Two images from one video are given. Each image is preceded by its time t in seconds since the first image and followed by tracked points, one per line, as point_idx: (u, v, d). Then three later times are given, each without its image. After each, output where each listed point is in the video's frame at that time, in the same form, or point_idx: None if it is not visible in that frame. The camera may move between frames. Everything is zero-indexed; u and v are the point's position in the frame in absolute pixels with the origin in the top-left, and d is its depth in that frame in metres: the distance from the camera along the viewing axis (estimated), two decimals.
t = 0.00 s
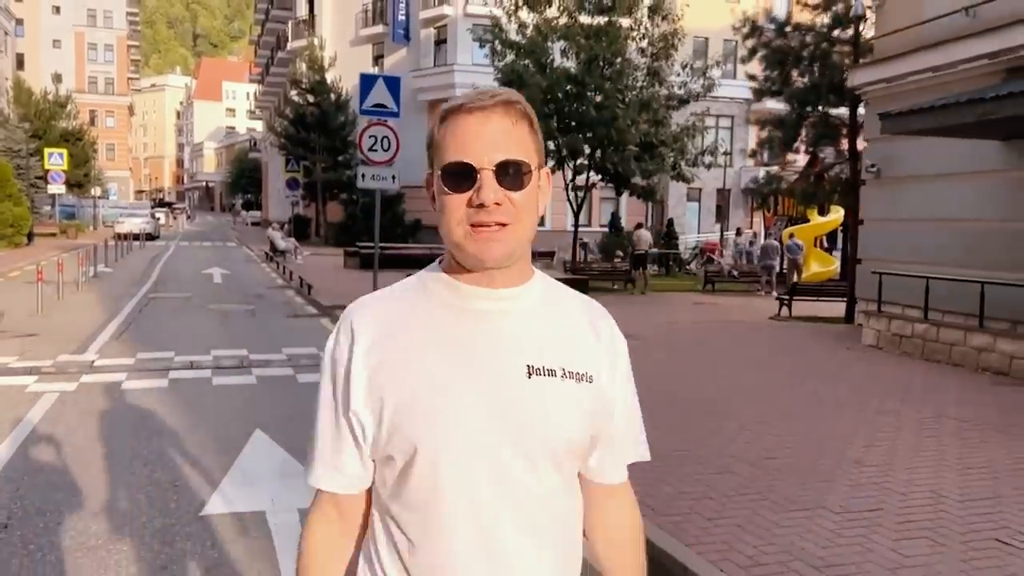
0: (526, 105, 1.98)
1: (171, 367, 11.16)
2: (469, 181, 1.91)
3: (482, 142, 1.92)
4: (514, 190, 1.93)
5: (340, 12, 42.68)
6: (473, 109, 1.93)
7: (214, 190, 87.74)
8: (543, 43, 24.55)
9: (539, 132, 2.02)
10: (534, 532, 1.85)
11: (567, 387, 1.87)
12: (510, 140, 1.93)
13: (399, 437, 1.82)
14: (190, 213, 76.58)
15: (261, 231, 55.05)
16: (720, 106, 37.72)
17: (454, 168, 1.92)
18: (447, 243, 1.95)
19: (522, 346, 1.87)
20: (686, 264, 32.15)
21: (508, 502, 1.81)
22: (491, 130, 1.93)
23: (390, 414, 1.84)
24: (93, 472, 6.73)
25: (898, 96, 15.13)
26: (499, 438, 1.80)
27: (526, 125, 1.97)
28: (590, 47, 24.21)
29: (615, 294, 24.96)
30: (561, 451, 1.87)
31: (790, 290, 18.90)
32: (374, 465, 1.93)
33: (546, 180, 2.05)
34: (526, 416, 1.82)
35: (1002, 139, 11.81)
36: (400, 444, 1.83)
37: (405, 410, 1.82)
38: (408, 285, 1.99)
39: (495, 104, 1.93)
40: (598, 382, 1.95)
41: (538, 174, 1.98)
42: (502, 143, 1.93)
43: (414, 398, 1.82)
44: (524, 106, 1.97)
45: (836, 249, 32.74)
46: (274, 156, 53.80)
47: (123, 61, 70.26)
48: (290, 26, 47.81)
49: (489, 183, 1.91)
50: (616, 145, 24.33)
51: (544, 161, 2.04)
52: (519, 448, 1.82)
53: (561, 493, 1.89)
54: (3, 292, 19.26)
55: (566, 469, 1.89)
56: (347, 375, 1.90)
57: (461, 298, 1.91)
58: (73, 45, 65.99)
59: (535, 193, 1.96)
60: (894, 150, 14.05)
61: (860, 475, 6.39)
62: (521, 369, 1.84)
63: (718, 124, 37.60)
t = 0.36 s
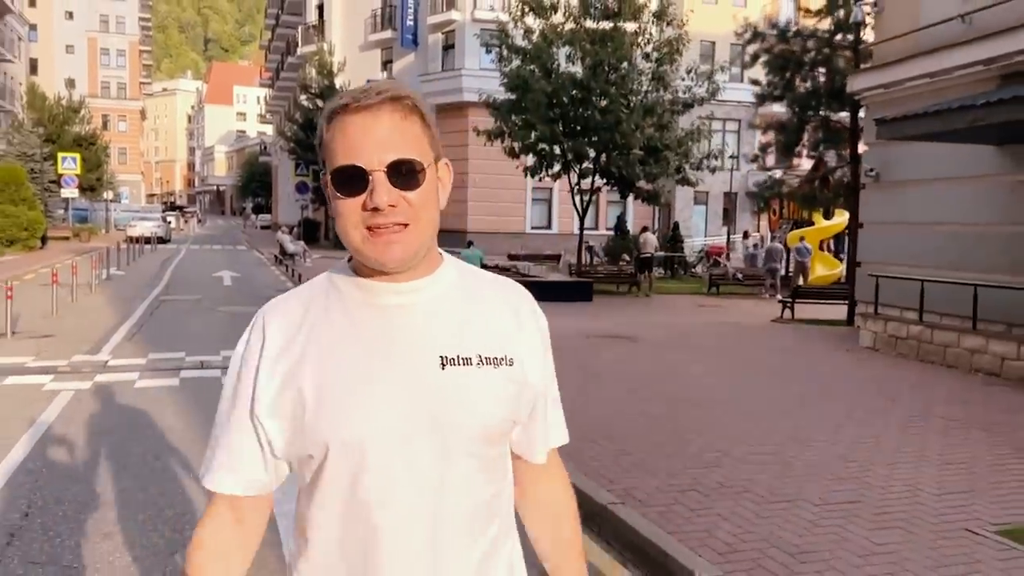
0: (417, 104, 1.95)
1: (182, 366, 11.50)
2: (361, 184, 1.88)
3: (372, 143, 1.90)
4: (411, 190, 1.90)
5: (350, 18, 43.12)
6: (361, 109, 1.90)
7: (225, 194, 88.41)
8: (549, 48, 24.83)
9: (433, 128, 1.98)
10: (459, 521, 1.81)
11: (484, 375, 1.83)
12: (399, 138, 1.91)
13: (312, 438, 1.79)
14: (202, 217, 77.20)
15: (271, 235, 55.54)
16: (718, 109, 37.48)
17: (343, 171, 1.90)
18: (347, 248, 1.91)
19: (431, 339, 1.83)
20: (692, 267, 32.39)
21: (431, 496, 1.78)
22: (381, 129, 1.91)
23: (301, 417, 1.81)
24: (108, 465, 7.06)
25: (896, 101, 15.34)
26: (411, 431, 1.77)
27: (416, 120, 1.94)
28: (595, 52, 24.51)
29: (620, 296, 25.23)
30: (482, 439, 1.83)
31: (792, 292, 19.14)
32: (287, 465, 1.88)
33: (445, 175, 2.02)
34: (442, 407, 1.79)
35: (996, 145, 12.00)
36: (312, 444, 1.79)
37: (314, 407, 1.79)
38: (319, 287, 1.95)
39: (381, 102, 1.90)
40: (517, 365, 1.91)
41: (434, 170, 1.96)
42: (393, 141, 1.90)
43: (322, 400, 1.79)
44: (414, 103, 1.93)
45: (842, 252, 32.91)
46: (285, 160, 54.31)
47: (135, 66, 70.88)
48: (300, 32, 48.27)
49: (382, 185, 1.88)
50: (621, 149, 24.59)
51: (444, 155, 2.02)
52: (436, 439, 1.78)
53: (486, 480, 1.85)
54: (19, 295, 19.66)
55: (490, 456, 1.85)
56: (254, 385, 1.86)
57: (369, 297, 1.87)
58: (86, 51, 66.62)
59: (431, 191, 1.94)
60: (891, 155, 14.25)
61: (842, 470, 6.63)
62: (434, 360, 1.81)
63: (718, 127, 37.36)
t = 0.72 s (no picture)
0: (436, 115, 1.96)
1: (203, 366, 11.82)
2: (378, 187, 1.89)
3: (392, 152, 1.91)
4: (425, 197, 1.91)
5: (368, 23, 43.55)
6: (382, 117, 1.93)
7: (246, 198, 89.23)
8: (565, 53, 25.02)
9: (450, 138, 1.99)
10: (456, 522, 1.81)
11: (482, 377, 1.81)
12: (419, 148, 1.92)
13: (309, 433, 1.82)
14: (222, 220, 78.00)
15: (291, 238, 56.10)
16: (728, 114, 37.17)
17: (362, 175, 1.91)
18: (361, 247, 1.92)
19: (437, 334, 1.82)
20: (708, 270, 32.47)
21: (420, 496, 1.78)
22: (401, 139, 1.92)
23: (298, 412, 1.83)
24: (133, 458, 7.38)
25: (908, 105, 15.42)
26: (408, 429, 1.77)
27: (436, 133, 1.95)
28: (611, 58, 24.71)
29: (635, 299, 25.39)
30: (479, 443, 1.81)
31: (806, 295, 19.24)
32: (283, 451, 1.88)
33: (459, 186, 2.03)
34: (440, 410, 1.78)
35: (1007, 149, 12.07)
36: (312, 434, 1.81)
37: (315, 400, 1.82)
38: (334, 286, 1.97)
39: (403, 112, 1.91)
40: (518, 366, 1.87)
41: (449, 180, 1.96)
42: (413, 153, 1.91)
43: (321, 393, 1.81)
44: (434, 114, 1.94)
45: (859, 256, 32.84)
46: (304, 164, 54.84)
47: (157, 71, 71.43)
48: (320, 37, 48.74)
49: (398, 190, 1.89)
50: (636, 153, 24.75)
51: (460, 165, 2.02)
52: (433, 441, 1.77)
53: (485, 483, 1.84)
54: (45, 297, 20.09)
55: (491, 461, 1.84)
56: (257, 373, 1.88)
57: (376, 298, 1.86)
58: (109, 57, 67.48)
59: (444, 201, 1.94)
60: (904, 158, 14.31)
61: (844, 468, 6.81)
62: (431, 360, 1.79)
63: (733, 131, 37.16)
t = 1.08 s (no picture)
0: (526, 119, 1.92)
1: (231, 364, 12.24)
2: (462, 186, 1.86)
3: (478, 151, 1.86)
4: (505, 200, 1.87)
5: (394, 31, 44.11)
6: (473, 116, 1.87)
7: (273, 203, 90.33)
8: (586, 60, 25.28)
9: (535, 142, 1.95)
10: (502, 512, 1.82)
11: (543, 368, 1.83)
12: (506, 154, 1.88)
13: (364, 405, 1.81)
14: (249, 225, 79.06)
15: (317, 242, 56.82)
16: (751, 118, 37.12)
17: (448, 173, 1.86)
18: (435, 243, 1.89)
19: (505, 327, 1.85)
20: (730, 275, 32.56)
21: (468, 483, 1.79)
22: (488, 142, 1.87)
23: (356, 384, 1.82)
24: (167, 449, 7.77)
25: (926, 111, 15.51)
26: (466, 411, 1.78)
27: (523, 137, 1.91)
28: (632, 64, 24.95)
29: (655, 303, 25.58)
30: (533, 436, 1.82)
31: (824, 300, 19.35)
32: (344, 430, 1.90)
33: (536, 191, 2.00)
34: (501, 395, 1.80)
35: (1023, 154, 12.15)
36: (367, 413, 1.81)
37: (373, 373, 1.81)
38: (403, 275, 1.96)
39: (495, 114, 1.87)
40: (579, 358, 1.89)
41: (531, 185, 1.93)
42: (500, 156, 1.87)
43: (381, 366, 1.81)
44: (523, 119, 1.90)
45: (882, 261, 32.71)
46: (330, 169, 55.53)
47: (187, 78, 72.57)
48: (346, 44, 49.37)
49: (482, 193, 1.85)
50: (657, 158, 24.97)
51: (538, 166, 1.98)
52: (490, 427, 1.79)
53: (534, 472, 1.85)
54: (79, 299, 20.68)
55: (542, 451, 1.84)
56: (315, 341, 1.88)
57: (446, 290, 1.88)
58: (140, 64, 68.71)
59: (524, 205, 1.90)
60: (920, 163, 14.41)
61: (848, 465, 7.02)
62: (496, 347, 1.82)
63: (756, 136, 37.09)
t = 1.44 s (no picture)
0: (531, 132, 2.04)
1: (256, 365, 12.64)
2: (473, 196, 1.98)
3: (486, 162, 1.99)
4: (513, 209, 1.99)
5: (418, 38, 44.61)
6: (482, 129, 2.00)
7: (299, 208, 91.30)
8: (607, 66, 25.49)
9: (541, 155, 2.08)
10: (512, 511, 1.95)
11: (550, 373, 1.96)
12: (513, 163, 2.00)
13: (385, 413, 1.96)
14: (276, 230, 79.99)
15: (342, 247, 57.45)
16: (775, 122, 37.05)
17: (458, 185, 1.99)
18: (447, 252, 2.02)
19: (516, 332, 1.98)
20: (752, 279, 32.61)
21: (480, 486, 1.93)
22: (494, 153, 2.00)
23: (375, 395, 1.97)
24: (194, 446, 8.14)
25: (943, 116, 15.57)
26: (479, 421, 1.92)
27: (529, 147, 2.03)
28: (652, 70, 25.15)
29: (676, 308, 25.74)
30: (541, 440, 1.95)
31: (844, 304, 19.44)
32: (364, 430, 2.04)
33: (543, 199, 2.12)
34: (512, 402, 1.93)
35: None
36: (388, 418, 1.96)
37: (391, 383, 1.96)
38: (418, 284, 2.10)
39: (502, 128, 2.00)
40: (585, 363, 2.02)
41: (536, 197, 2.05)
42: (507, 165, 1.99)
43: (400, 377, 1.95)
44: (529, 131, 2.03)
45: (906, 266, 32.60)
46: (356, 174, 56.14)
47: (215, 85, 73.56)
48: (371, 51, 49.95)
49: (490, 202, 1.97)
50: (678, 163, 25.14)
51: (545, 177, 2.10)
52: (500, 435, 1.92)
53: (544, 475, 1.98)
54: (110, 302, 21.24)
55: (552, 455, 1.98)
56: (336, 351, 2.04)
57: (459, 299, 2.01)
58: (170, 71, 69.81)
59: (530, 214, 2.02)
60: (937, 168, 14.48)
61: (851, 465, 7.20)
62: (506, 354, 1.95)
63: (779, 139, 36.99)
